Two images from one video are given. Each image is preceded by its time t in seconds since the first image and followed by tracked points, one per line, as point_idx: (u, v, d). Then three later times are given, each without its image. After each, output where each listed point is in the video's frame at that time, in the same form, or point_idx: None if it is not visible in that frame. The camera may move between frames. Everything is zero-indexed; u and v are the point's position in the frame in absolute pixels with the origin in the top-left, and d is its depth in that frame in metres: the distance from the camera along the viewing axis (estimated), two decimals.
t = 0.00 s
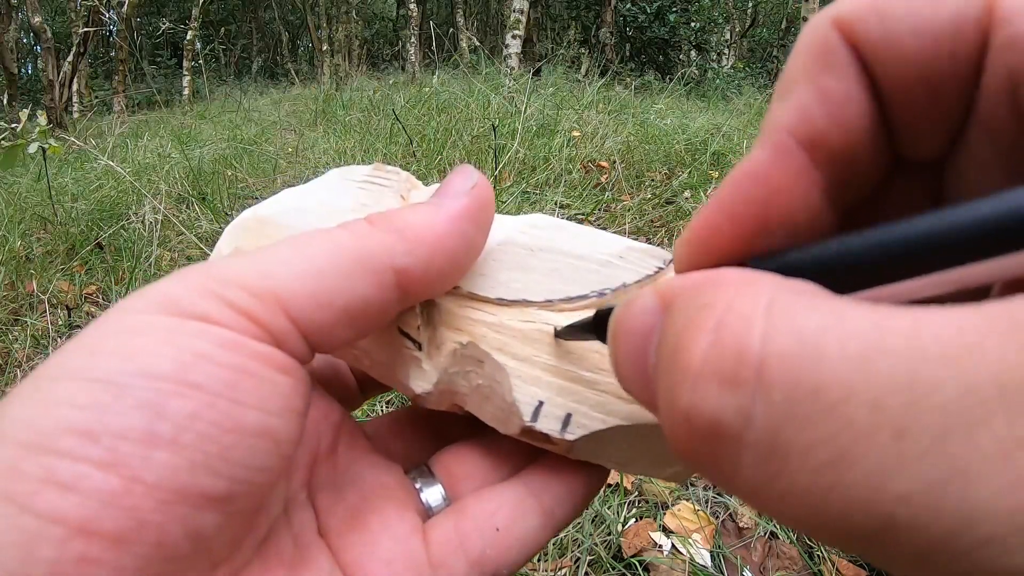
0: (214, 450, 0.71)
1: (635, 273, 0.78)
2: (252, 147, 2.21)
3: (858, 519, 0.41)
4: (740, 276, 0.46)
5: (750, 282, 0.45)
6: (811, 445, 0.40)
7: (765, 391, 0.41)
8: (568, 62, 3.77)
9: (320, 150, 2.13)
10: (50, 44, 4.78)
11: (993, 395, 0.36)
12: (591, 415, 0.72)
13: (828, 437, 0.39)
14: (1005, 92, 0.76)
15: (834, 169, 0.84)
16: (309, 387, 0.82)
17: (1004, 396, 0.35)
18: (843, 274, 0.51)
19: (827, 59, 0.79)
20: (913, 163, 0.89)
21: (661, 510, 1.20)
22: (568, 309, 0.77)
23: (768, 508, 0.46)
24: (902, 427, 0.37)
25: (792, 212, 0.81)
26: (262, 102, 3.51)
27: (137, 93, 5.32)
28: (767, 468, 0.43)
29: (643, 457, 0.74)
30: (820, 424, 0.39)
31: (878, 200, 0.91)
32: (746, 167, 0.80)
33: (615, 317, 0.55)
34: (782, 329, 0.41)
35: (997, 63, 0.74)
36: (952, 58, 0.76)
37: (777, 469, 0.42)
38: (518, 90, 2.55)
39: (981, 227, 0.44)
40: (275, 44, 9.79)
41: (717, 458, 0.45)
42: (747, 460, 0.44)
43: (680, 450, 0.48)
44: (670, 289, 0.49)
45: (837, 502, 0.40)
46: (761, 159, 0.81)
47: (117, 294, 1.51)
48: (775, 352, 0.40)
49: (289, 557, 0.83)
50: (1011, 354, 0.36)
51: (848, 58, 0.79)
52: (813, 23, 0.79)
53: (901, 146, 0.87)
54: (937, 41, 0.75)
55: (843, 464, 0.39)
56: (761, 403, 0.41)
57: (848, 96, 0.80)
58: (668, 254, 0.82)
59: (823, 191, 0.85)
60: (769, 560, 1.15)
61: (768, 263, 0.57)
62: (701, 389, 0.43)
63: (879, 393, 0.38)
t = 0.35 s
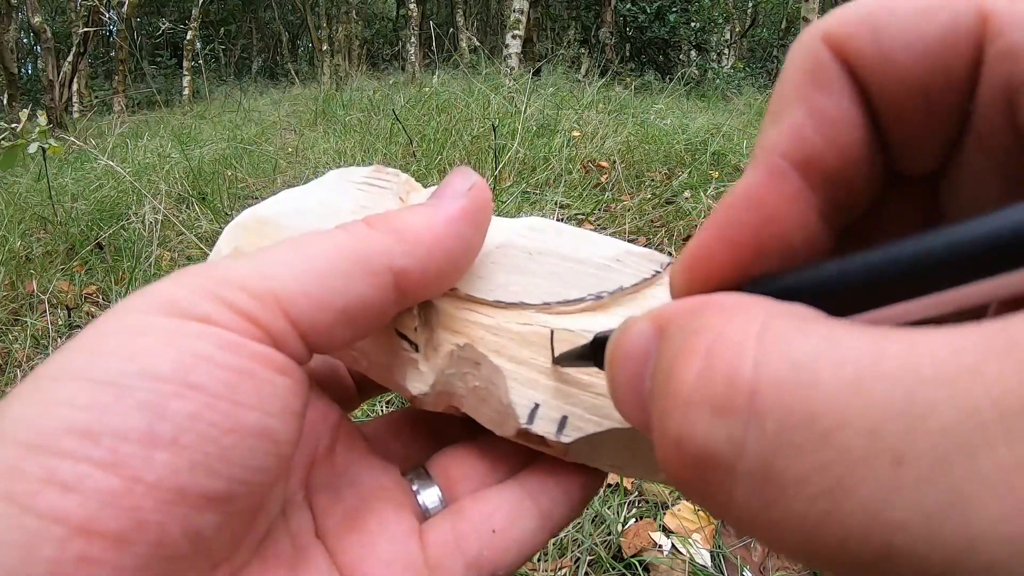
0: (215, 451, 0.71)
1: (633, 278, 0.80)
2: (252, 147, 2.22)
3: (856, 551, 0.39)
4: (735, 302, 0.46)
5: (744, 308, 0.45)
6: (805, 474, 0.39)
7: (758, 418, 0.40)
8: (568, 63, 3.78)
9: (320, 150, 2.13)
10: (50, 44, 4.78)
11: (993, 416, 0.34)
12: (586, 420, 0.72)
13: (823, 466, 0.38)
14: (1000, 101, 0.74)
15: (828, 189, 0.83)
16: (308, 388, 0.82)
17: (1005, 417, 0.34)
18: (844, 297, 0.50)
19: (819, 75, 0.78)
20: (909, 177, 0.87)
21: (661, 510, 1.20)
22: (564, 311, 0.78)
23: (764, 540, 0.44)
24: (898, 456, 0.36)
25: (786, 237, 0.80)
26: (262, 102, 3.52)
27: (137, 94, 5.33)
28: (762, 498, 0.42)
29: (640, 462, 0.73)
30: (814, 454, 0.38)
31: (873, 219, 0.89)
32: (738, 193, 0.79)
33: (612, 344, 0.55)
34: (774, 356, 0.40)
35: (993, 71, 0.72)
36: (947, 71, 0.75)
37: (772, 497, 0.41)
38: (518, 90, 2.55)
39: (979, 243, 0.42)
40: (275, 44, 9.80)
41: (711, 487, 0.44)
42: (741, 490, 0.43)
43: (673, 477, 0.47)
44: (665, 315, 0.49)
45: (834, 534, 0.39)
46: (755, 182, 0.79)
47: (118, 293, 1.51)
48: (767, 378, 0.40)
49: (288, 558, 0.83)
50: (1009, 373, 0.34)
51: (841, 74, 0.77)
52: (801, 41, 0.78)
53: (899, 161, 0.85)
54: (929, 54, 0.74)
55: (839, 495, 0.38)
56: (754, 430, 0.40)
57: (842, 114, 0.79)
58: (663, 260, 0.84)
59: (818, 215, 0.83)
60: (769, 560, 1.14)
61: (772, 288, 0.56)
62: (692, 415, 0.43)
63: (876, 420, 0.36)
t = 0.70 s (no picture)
0: (216, 453, 0.71)
1: (632, 280, 0.80)
2: (252, 147, 2.21)
3: (858, 559, 0.39)
4: (736, 311, 0.46)
5: (745, 317, 0.45)
6: (807, 484, 0.39)
7: (758, 428, 0.40)
8: (568, 62, 3.77)
9: (319, 150, 2.13)
10: (50, 44, 4.78)
11: (996, 424, 0.34)
12: (587, 423, 0.71)
13: (825, 475, 0.38)
14: (1001, 111, 0.73)
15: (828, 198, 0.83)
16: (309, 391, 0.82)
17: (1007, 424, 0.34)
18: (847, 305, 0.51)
19: (818, 83, 0.77)
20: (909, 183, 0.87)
21: (661, 510, 1.20)
22: (563, 315, 0.78)
23: (766, 550, 0.44)
24: (902, 464, 0.36)
25: (785, 246, 0.80)
26: (262, 102, 3.51)
27: (136, 93, 5.32)
28: (763, 508, 0.42)
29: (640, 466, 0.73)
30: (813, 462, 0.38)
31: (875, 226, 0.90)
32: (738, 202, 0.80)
33: (612, 354, 0.55)
34: (775, 368, 0.40)
35: (993, 76, 0.71)
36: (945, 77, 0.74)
37: (773, 507, 0.41)
38: (518, 90, 2.55)
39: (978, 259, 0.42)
40: (275, 44, 9.80)
41: (711, 498, 0.44)
42: (742, 501, 0.42)
43: (672, 489, 0.47)
44: (665, 324, 0.49)
45: (836, 543, 0.39)
46: (754, 194, 0.79)
47: (118, 294, 1.51)
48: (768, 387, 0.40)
49: (289, 560, 0.83)
50: (1010, 380, 0.34)
51: (840, 82, 0.77)
52: (802, 41, 0.77)
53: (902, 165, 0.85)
54: (927, 62, 0.74)
55: (843, 504, 0.38)
56: (754, 441, 0.40)
57: (842, 124, 0.79)
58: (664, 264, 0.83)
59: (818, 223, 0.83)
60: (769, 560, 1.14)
61: (777, 296, 0.57)
62: (691, 427, 0.43)
63: (877, 428, 0.36)
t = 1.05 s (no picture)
0: (216, 453, 0.71)
1: (632, 280, 0.80)
2: (252, 147, 2.21)
3: (860, 561, 0.39)
4: (737, 312, 0.46)
5: (747, 319, 0.45)
6: (810, 485, 0.39)
7: (760, 429, 0.40)
8: (569, 62, 3.77)
9: (319, 150, 2.13)
10: (50, 44, 4.77)
11: (1000, 426, 0.34)
12: (585, 422, 0.71)
13: (827, 477, 0.38)
14: (1004, 107, 0.73)
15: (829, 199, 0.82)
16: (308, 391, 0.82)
17: (1010, 425, 0.34)
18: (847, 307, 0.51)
19: (819, 83, 0.77)
20: (910, 182, 0.87)
21: (661, 510, 1.20)
22: (563, 315, 0.78)
23: (767, 551, 0.44)
24: (904, 466, 0.36)
25: (788, 246, 0.80)
26: (262, 102, 3.51)
27: (136, 93, 5.32)
28: (763, 509, 0.42)
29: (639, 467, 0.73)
30: (814, 462, 0.38)
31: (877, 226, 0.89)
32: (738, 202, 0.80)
33: (615, 356, 0.55)
34: (777, 368, 0.40)
35: (995, 70, 0.71)
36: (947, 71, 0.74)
37: (774, 508, 0.41)
38: (517, 90, 2.55)
39: (986, 261, 0.42)
40: (275, 44, 9.80)
41: (712, 499, 0.44)
42: (743, 501, 0.42)
43: (673, 490, 0.46)
44: (668, 325, 0.50)
45: (839, 544, 0.39)
46: (755, 192, 0.79)
47: (118, 294, 1.51)
48: (769, 387, 0.40)
49: (288, 561, 0.83)
50: (1012, 381, 0.34)
51: (841, 80, 0.76)
52: (801, 40, 0.76)
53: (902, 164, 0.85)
54: (930, 58, 0.74)
55: (844, 506, 0.38)
56: (756, 442, 0.40)
57: (844, 123, 0.79)
58: (663, 263, 0.83)
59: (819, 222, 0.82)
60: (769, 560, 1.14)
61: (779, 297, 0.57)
62: (692, 427, 0.43)
63: (880, 428, 0.36)
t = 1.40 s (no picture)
0: (215, 452, 0.71)
1: (632, 279, 0.80)
2: (252, 147, 2.22)
3: (870, 545, 0.39)
4: (750, 301, 0.46)
5: (759, 307, 0.45)
6: (817, 472, 0.39)
7: (769, 415, 0.40)
8: (569, 62, 3.77)
9: (319, 150, 2.13)
10: (50, 44, 4.78)
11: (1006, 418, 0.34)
12: (583, 421, 0.72)
13: (836, 462, 0.38)
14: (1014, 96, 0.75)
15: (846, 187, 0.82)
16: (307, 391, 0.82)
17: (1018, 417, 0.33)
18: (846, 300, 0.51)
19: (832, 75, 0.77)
20: (920, 172, 0.87)
21: (661, 510, 1.20)
22: (563, 315, 0.78)
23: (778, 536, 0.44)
24: (913, 451, 0.36)
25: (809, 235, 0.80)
26: (263, 102, 3.51)
27: (137, 93, 5.32)
28: (773, 495, 0.42)
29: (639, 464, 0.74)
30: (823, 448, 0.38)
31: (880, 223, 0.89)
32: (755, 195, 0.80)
33: (638, 340, 0.54)
34: (787, 356, 0.40)
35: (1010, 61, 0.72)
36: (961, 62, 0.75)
37: (784, 494, 0.41)
38: (517, 90, 2.55)
39: (993, 255, 0.43)
40: (275, 44, 9.80)
41: (722, 485, 0.44)
42: (752, 487, 0.43)
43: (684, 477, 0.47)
44: (684, 314, 0.49)
45: (847, 530, 0.39)
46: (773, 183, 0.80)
47: (118, 294, 1.51)
48: (780, 374, 0.40)
49: (287, 560, 0.83)
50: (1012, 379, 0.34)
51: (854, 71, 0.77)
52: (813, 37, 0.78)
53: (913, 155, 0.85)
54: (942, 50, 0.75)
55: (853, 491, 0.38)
56: (765, 428, 0.40)
57: (858, 114, 0.79)
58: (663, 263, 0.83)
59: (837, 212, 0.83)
60: (769, 560, 1.15)
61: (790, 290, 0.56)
62: (703, 412, 0.43)
63: (889, 416, 0.36)
